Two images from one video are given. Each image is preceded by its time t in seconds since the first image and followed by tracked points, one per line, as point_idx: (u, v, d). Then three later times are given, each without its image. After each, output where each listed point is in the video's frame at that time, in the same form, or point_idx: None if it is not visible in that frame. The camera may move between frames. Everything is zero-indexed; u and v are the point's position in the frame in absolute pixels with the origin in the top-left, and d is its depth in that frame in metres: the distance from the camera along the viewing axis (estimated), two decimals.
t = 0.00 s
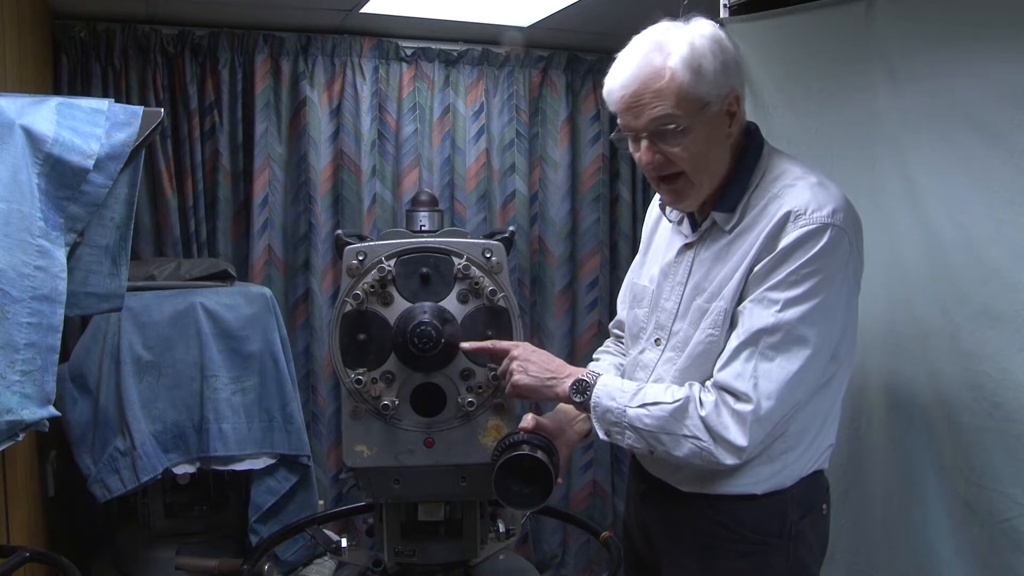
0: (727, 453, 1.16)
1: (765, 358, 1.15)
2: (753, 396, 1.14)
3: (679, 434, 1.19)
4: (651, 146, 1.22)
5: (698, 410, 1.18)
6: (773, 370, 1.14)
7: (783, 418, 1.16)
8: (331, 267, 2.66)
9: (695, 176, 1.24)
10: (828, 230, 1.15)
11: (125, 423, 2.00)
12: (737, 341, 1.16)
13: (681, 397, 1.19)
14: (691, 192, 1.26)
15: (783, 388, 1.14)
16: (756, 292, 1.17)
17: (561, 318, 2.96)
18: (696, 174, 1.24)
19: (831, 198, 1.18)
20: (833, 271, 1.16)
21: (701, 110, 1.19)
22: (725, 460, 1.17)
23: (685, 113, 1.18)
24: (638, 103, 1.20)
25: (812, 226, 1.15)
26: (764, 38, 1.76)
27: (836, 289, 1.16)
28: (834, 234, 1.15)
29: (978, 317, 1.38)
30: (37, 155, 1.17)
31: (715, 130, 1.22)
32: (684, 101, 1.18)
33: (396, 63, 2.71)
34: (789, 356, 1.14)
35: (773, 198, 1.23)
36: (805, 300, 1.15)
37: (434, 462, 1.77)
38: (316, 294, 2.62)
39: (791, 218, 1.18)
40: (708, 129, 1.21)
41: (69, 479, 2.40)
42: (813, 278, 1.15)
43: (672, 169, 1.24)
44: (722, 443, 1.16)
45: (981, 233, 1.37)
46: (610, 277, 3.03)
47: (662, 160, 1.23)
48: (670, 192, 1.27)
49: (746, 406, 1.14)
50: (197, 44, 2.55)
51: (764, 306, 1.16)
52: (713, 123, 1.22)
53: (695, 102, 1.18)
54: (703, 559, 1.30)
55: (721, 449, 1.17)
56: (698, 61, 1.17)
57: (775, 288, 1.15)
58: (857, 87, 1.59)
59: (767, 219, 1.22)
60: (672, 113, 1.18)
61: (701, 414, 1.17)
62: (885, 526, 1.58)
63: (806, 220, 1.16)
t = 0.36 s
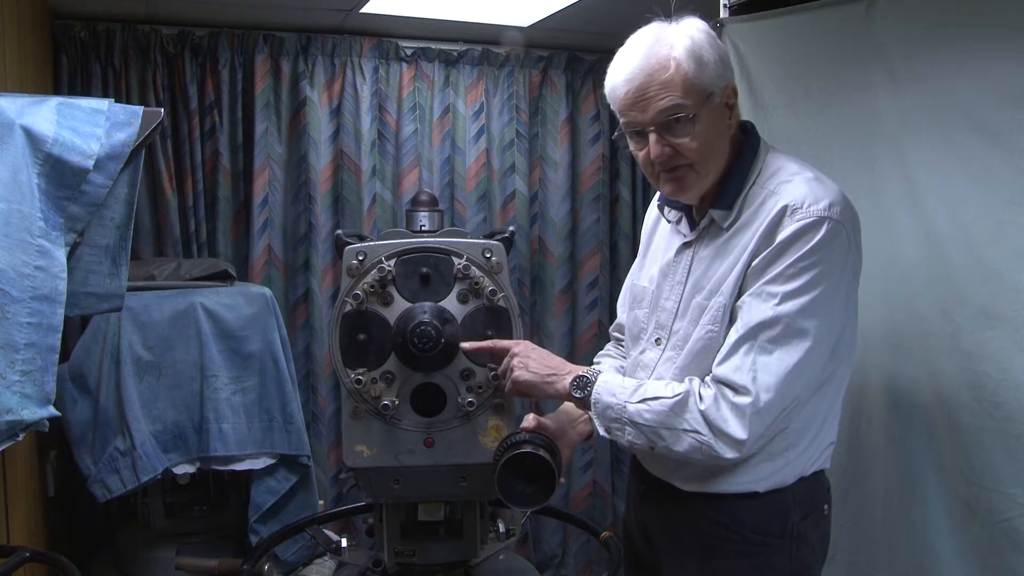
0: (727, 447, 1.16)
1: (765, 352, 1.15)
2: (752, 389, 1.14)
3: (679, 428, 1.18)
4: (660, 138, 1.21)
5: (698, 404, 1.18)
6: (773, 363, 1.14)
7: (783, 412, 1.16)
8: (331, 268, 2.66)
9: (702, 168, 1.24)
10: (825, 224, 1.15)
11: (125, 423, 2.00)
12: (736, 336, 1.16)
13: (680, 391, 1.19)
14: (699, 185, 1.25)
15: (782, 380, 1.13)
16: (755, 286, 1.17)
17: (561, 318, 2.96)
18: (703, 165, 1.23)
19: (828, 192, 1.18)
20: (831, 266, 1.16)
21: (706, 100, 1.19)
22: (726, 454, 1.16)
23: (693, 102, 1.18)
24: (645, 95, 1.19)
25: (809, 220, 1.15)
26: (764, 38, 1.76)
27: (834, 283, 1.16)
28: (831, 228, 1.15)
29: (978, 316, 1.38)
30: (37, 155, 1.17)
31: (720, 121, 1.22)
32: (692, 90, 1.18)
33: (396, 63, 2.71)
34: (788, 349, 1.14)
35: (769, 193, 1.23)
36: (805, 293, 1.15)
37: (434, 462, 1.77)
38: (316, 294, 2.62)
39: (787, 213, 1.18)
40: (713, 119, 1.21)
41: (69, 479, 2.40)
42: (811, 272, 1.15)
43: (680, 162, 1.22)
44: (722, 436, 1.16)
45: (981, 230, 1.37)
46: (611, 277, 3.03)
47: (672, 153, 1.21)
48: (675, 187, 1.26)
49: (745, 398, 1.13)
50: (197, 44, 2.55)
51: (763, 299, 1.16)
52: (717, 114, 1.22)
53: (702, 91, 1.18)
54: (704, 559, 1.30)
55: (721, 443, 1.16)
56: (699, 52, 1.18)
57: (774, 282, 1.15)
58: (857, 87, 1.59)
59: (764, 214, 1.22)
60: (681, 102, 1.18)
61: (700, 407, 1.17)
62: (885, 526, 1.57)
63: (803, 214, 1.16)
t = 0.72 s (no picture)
0: (727, 450, 1.16)
1: (765, 354, 1.15)
2: (752, 392, 1.13)
3: (679, 431, 1.18)
4: (627, 157, 1.27)
5: (698, 407, 1.17)
6: (773, 366, 1.14)
7: (783, 415, 1.16)
8: (331, 268, 2.66)
9: (671, 188, 1.28)
10: (826, 227, 1.15)
11: (125, 423, 2.00)
12: (736, 338, 1.16)
13: (680, 394, 1.19)
14: (671, 201, 1.30)
15: (782, 383, 1.13)
16: (755, 288, 1.17)
17: (561, 318, 2.96)
18: (671, 186, 1.28)
19: (829, 195, 1.19)
20: (831, 268, 1.16)
21: (669, 127, 1.21)
22: (726, 457, 1.16)
23: (652, 131, 1.21)
24: (613, 118, 1.25)
25: (810, 222, 1.15)
26: (764, 38, 1.76)
27: (835, 285, 1.16)
28: (832, 231, 1.15)
29: (978, 317, 1.38)
30: (37, 155, 1.17)
31: (689, 146, 1.23)
32: (652, 121, 1.21)
33: (396, 63, 2.71)
34: (788, 353, 1.14)
35: (771, 195, 1.23)
36: (805, 296, 1.15)
37: (434, 462, 1.77)
38: (316, 294, 2.62)
39: (788, 215, 1.18)
40: (682, 144, 1.23)
41: (69, 479, 2.40)
42: (812, 274, 1.15)
43: (648, 181, 1.29)
44: (722, 439, 1.16)
45: (981, 232, 1.37)
46: (611, 277, 3.03)
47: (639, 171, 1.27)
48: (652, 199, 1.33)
49: (745, 401, 1.13)
50: (197, 44, 2.55)
51: (763, 302, 1.16)
52: (687, 138, 1.23)
53: (663, 122, 1.21)
54: (704, 560, 1.30)
55: (721, 445, 1.16)
56: (666, 80, 1.18)
57: (774, 284, 1.15)
58: (857, 87, 1.59)
59: (765, 216, 1.22)
60: (640, 131, 1.22)
61: (701, 410, 1.17)
62: (885, 526, 1.58)
63: (803, 216, 1.16)
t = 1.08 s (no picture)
0: (729, 454, 1.16)
1: (765, 359, 1.15)
2: (754, 398, 1.14)
3: (680, 434, 1.18)
4: (625, 160, 1.28)
5: (700, 411, 1.18)
6: (775, 372, 1.14)
7: (783, 418, 1.16)
8: (331, 268, 2.66)
9: (669, 191, 1.29)
10: (826, 232, 1.15)
11: (125, 423, 2.00)
12: (736, 343, 1.16)
13: (683, 397, 1.19)
14: (669, 204, 1.31)
15: (782, 388, 1.14)
16: (756, 293, 1.17)
17: (561, 317, 2.96)
18: (669, 189, 1.28)
19: (830, 199, 1.18)
20: (833, 271, 1.16)
21: (665, 134, 1.21)
22: (727, 462, 1.16)
23: (648, 137, 1.22)
24: (611, 121, 1.26)
25: (811, 226, 1.15)
26: (764, 38, 1.76)
27: (835, 288, 1.16)
28: (833, 235, 1.15)
29: (978, 317, 1.38)
30: (37, 155, 1.17)
31: (687, 152, 1.24)
32: (649, 126, 1.21)
33: (396, 63, 2.71)
34: (789, 358, 1.14)
35: (772, 198, 1.23)
36: (804, 301, 1.15)
37: (434, 461, 1.77)
38: (316, 294, 2.62)
39: (789, 219, 1.18)
40: (678, 150, 1.23)
41: (69, 479, 2.40)
42: (813, 277, 1.15)
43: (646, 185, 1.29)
44: (724, 443, 1.16)
45: (981, 233, 1.37)
46: (611, 277, 3.03)
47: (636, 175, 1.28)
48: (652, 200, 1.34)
49: (745, 406, 1.14)
50: (197, 43, 2.55)
51: (764, 307, 1.15)
52: (684, 144, 1.23)
53: (659, 128, 1.21)
54: (704, 559, 1.30)
55: (723, 450, 1.16)
56: (662, 87, 1.18)
57: (774, 288, 1.15)
58: (857, 88, 1.59)
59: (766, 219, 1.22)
60: (637, 136, 1.22)
61: (703, 414, 1.17)
62: (885, 526, 1.57)
63: (804, 220, 1.16)
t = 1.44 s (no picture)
0: (719, 451, 1.15)
1: (755, 356, 1.14)
2: (743, 395, 1.13)
3: (671, 427, 1.18)
4: (620, 154, 1.28)
5: (693, 405, 1.17)
6: (765, 371, 1.13)
7: (774, 416, 1.16)
8: (331, 268, 2.66)
9: (660, 189, 1.29)
10: (820, 229, 1.15)
11: (125, 423, 2.00)
12: (728, 339, 1.15)
13: (678, 390, 1.19)
14: (663, 200, 1.31)
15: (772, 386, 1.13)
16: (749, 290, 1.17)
17: (561, 317, 2.96)
18: (660, 187, 1.29)
19: (823, 198, 1.18)
20: (825, 270, 1.15)
21: (661, 130, 1.22)
22: (717, 458, 1.16)
23: (644, 132, 1.22)
24: (608, 115, 1.26)
25: (804, 225, 1.15)
26: (764, 38, 1.76)
27: (828, 287, 1.16)
28: (827, 233, 1.15)
29: (978, 317, 1.38)
30: (37, 155, 1.17)
31: (681, 150, 1.24)
32: (644, 122, 1.22)
33: (396, 63, 2.71)
34: (780, 356, 1.14)
35: (766, 196, 1.23)
36: (796, 299, 1.14)
37: (434, 462, 1.77)
38: (316, 294, 2.62)
39: (782, 217, 1.18)
40: (673, 147, 1.23)
41: (69, 479, 2.40)
42: (806, 276, 1.14)
43: (637, 180, 1.30)
44: (714, 440, 1.15)
45: (981, 232, 1.37)
46: (611, 277, 3.03)
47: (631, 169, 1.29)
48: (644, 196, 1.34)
49: (735, 402, 1.13)
50: (197, 44, 2.55)
51: (756, 305, 1.15)
52: (679, 142, 1.23)
53: (655, 125, 1.21)
54: (702, 560, 1.30)
55: (713, 445, 1.16)
56: (659, 84, 1.18)
57: (767, 286, 1.15)
58: (857, 88, 1.59)
59: (760, 218, 1.22)
60: (632, 131, 1.23)
61: (695, 409, 1.16)
62: (885, 526, 1.57)
63: (797, 219, 1.16)
